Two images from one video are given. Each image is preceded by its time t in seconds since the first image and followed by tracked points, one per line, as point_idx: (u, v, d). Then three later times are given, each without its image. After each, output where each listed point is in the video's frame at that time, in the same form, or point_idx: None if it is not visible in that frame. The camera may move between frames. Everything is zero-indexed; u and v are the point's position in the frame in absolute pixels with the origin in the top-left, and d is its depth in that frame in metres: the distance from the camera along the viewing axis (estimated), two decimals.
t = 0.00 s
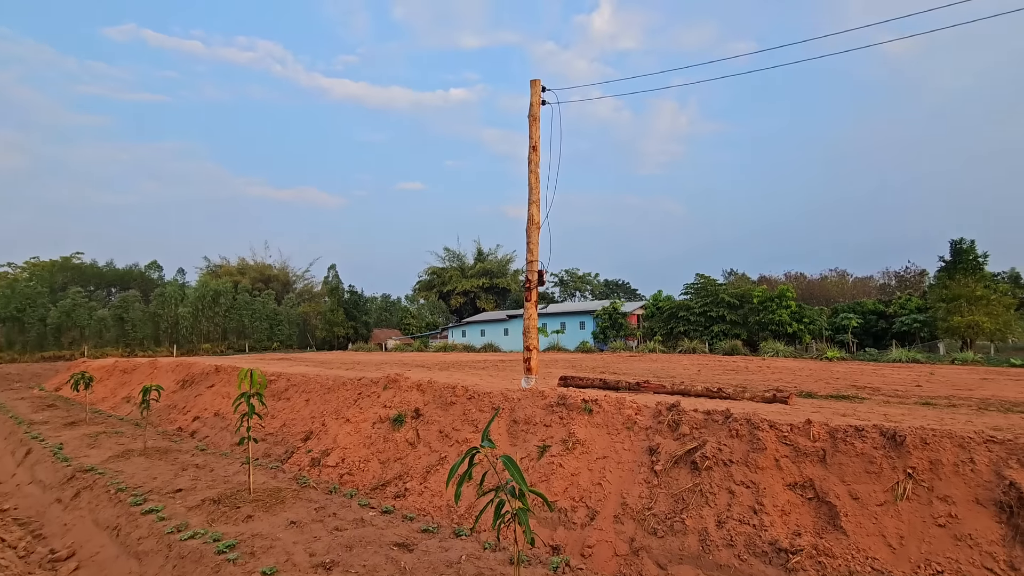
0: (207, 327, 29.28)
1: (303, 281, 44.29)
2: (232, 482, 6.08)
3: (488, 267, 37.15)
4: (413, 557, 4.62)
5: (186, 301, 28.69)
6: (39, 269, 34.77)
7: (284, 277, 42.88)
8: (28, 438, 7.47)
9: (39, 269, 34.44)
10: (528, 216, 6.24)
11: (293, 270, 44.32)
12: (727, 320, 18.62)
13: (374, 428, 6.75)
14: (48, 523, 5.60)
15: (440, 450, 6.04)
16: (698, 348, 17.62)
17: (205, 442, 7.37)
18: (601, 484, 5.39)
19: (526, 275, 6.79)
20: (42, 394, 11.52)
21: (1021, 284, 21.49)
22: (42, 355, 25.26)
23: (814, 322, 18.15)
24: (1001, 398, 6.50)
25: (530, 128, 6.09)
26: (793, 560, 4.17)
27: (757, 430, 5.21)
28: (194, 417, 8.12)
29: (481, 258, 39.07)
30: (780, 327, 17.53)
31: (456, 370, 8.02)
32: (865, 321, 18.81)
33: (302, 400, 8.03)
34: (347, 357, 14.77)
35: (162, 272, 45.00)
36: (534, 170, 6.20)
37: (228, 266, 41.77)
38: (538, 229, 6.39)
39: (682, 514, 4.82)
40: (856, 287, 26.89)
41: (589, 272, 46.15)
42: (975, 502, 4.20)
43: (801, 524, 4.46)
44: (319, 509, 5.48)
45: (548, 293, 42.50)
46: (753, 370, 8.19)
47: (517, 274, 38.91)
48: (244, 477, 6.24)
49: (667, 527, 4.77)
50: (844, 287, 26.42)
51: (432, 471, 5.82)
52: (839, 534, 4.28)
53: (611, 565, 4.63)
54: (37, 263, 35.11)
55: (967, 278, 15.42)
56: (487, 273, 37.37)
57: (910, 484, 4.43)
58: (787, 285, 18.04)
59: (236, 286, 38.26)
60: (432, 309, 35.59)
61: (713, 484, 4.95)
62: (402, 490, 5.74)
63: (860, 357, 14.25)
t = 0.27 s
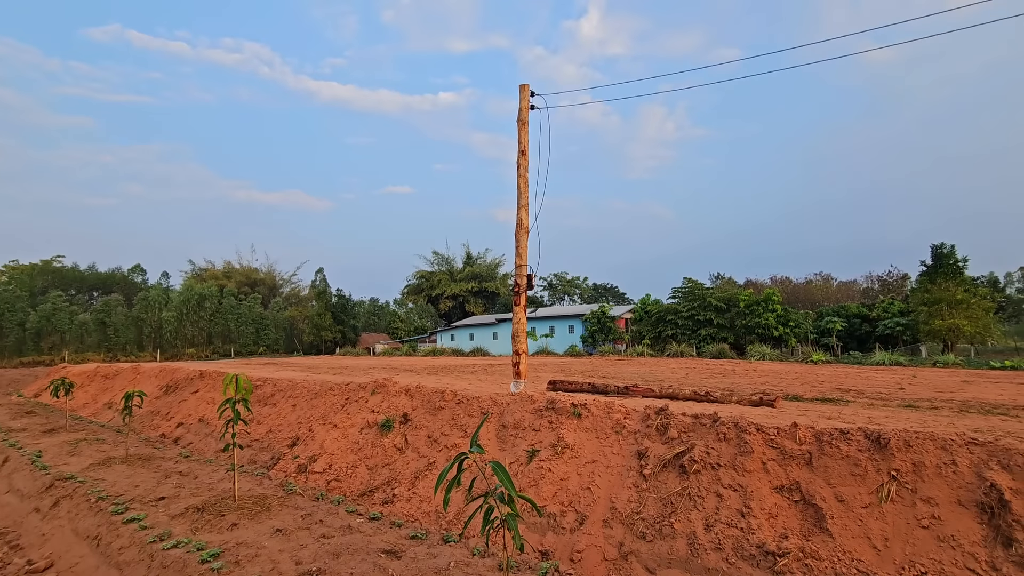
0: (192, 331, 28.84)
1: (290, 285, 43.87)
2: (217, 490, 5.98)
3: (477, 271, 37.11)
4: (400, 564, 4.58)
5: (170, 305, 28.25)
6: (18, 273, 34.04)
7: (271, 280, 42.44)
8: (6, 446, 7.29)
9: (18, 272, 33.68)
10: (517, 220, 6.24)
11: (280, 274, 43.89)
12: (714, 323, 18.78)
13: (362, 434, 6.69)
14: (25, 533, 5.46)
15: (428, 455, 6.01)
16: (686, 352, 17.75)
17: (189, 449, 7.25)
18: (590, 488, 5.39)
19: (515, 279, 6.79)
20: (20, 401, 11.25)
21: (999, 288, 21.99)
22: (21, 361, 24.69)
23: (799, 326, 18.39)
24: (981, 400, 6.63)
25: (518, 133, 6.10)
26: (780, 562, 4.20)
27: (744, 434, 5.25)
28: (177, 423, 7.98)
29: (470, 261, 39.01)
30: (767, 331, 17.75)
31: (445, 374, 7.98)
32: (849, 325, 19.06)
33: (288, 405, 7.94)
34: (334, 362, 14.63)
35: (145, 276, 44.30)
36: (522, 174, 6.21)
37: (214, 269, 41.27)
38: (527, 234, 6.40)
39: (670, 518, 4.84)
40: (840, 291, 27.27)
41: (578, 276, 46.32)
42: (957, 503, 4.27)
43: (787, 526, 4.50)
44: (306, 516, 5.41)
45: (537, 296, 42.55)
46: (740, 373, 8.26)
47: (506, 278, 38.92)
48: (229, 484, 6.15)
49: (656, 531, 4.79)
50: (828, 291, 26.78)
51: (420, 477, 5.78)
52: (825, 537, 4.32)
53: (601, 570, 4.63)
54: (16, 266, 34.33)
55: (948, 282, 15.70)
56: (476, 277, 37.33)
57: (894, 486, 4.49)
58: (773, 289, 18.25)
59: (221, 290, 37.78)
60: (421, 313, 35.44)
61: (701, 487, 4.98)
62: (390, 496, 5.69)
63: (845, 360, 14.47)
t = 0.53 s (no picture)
0: (182, 331, 28.58)
1: (281, 285, 43.61)
2: (207, 492, 5.93)
3: (470, 270, 37.07)
4: (393, 565, 4.56)
5: (160, 305, 27.97)
6: (4, 273, 33.56)
7: (262, 280, 42.14)
8: None
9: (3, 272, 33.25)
10: (509, 220, 6.23)
11: (271, 273, 43.61)
12: (706, 322, 18.88)
13: (354, 434, 6.65)
14: (11, 537, 5.38)
15: (421, 455, 5.99)
16: (678, 350, 17.83)
17: (178, 450, 7.19)
18: (583, 488, 5.39)
19: (507, 279, 6.77)
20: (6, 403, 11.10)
21: (986, 286, 22.26)
22: (7, 362, 24.38)
23: (790, 324, 18.54)
24: (968, 397, 6.71)
25: (510, 132, 6.08)
26: (771, 560, 4.23)
27: (735, 432, 5.28)
28: (167, 425, 7.91)
29: (463, 260, 38.95)
30: (758, 329, 17.88)
31: (438, 374, 7.96)
32: (839, 323, 19.23)
33: (280, 406, 7.88)
34: (326, 362, 14.55)
35: (135, 276, 43.88)
36: (514, 174, 6.20)
37: (204, 269, 40.92)
38: (519, 233, 6.39)
39: (663, 516, 4.85)
40: (830, 289, 27.52)
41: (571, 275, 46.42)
42: (946, 500, 4.31)
43: (779, 524, 4.53)
44: (297, 518, 5.37)
45: (529, 296, 42.57)
46: (731, 372, 8.30)
47: (498, 277, 38.91)
48: (219, 486, 6.10)
49: (649, 529, 4.80)
50: (819, 289, 27.01)
51: (413, 477, 5.76)
52: (816, 534, 4.36)
53: (593, 569, 4.64)
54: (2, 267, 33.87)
55: (936, 280, 15.87)
56: (468, 276, 37.29)
57: (884, 484, 4.53)
58: (764, 288, 18.36)
59: (211, 290, 37.46)
60: (414, 313, 35.31)
61: (693, 486, 5.00)
62: (383, 497, 5.67)
63: (835, 358, 14.60)
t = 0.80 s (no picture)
0: (179, 329, 28.51)
1: (278, 282, 43.52)
2: (205, 489, 5.93)
3: (468, 266, 37.01)
4: (392, 560, 4.57)
5: (157, 303, 27.88)
6: None
7: (259, 277, 42.02)
8: None
9: None
10: (506, 215, 6.22)
11: (268, 271, 43.50)
12: (704, 317, 18.91)
13: (352, 431, 6.66)
14: (10, 535, 5.38)
15: (419, 451, 5.99)
16: (676, 345, 17.88)
17: (176, 448, 7.18)
18: (581, 482, 5.41)
19: (505, 274, 6.76)
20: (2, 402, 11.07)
21: (982, 279, 22.34)
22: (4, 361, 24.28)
23: (788, 318, 18.60)
24: (964, 389, 6.75)
25: (507, 127, 6.07)
26: (768, 552, 4.25)
27: (733, 425, 5.30)
28: (165, 422, 7.90)
29: (460, 257, 38.90)
30: (755, 324, 17.94)
31: (436, 370, 7.96)
32: (836, 317, 19.31)
33: (278, 403, 7.88)
34: (324, 359, 14.52)
35: (131, 274, 43.73)
36: (511, 169, 6.19)
37: (200, 267, 40.79)
38: (516, 228, 6.38)
39: (661, 510, 4.87)
40: (827, 283, 27.59)
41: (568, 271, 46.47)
42: (942, 491, 4.34)
43: (776, 516, 4.55)
44: (296, 514, 5.38)
45: (527, 291, 42.58)
46: (729, 366, 8.33)
47: (496, 273, 38.90)
48: (218, 483, 6.10)
49: (647, 523, 4.82)
50: (816, 283, 27.08)
51: (411, 473, 5.77)
52: (812, 526, 4.38)
53: (591, 562, 4.66)
54: None
55: (932, 274, 15.95)
56: (466, 272, 37.23)
57: (880, 475, 4.55)
58: (761, 282, 18.40)
59: (208, 287, 37.34)
60: (412, 309, 35.24)
61: (690, 479, 5.02)
62: (382, 493, 5.67)
63: (832, 352, 14.65)
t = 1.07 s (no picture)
0: (182, 326, 28.61)
1: (281, 278, 43.59)
2: (210, 483, 5.96)
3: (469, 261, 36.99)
4: (397, 552, 4.59)
5: (160, 300, 27.96)
6: (3, 269, 33.53)
7: (261, 274, 42.10)
8: None
9: (1, 268, 33.21)
10: (508, 207, 6.20)
11: (270, 267, 43.56)
12: (706, 309, 18.89)
13: (356, 424, 6.67)
14: (17, 530, 5.42)
15: (423, 444, 6.01)
16: (678, 338, 17.87)
17: (181, 443, 7.22)
18: (585, 474, 5.41)
19: (507, 267, 6.75)
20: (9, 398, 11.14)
21: (986, 270, 22.23)
22: (8, 358, 24.41)
23: (791, 310, 18.56)
24: (968, 379, 6.73)
25: (508, 119, 6.04)
26: (772, 542, 4.26)
27: (736, 416, 5.29)
28: (170, 417, 7.93)
29: (462, 252, 38.88)
30: (758, 316, 17.89)
31: (439, 364, 7.97)
32: (839, 308, 19.27)
33: (281, 397, 7.90)
34: (327, 354, 14.57)
35: (134, 271, 43.86)
36: (513, 161, 6.16)
37: (203, 263, 40.89)
38: (518, 221, 6.36)
39: (664, 501, 4.88)
40: (831, 275, 27.51)
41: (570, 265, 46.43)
42: (946, 480, 4.33)
43: (779, 506, 4.55)
44: (301, 507, 5.41)
45: (529, 286, 42.55)
46: (732, 358, 8.31)
47: (498, 268, 38.87)
48: (223, 477, 6.13)
49: (650, 514, 4.83)
50: (819, 275, 27.00)
51: (415, 466, 5.79)
52: (816, 515, 4.38)
53: (595, 553, 4.67)
54: None
55: (937, 264, 15.87)
56: (468, 267, 37.21)
57: (884, 465, 4.55)
58: (764, 274, 18.35)
59: (211, 284, 37.43)
60: (414, 305, 35.25)
61: (694, 470, 5.02)
62: (386, 486, 5.70)
63: (835, 343, 14.63)
